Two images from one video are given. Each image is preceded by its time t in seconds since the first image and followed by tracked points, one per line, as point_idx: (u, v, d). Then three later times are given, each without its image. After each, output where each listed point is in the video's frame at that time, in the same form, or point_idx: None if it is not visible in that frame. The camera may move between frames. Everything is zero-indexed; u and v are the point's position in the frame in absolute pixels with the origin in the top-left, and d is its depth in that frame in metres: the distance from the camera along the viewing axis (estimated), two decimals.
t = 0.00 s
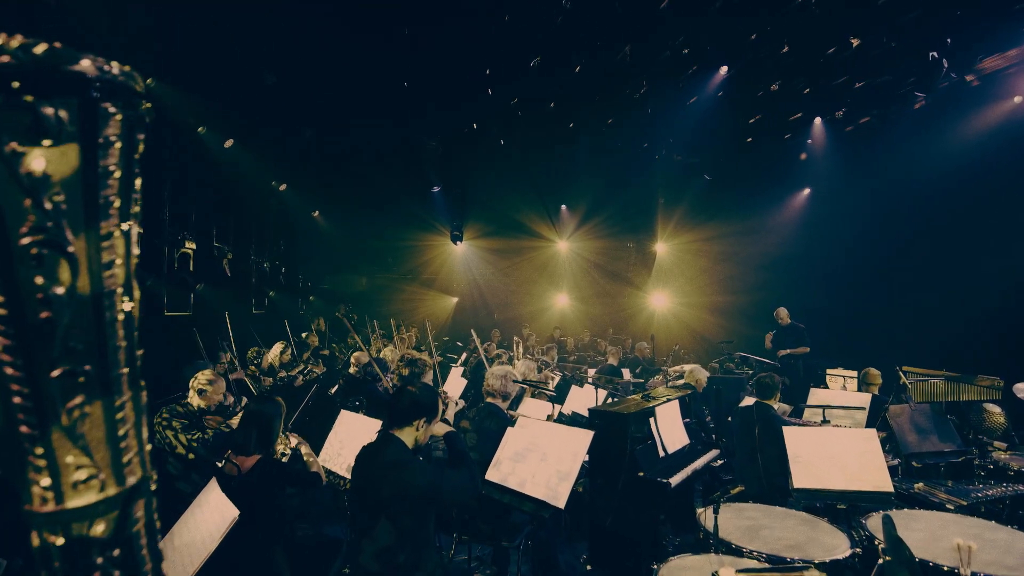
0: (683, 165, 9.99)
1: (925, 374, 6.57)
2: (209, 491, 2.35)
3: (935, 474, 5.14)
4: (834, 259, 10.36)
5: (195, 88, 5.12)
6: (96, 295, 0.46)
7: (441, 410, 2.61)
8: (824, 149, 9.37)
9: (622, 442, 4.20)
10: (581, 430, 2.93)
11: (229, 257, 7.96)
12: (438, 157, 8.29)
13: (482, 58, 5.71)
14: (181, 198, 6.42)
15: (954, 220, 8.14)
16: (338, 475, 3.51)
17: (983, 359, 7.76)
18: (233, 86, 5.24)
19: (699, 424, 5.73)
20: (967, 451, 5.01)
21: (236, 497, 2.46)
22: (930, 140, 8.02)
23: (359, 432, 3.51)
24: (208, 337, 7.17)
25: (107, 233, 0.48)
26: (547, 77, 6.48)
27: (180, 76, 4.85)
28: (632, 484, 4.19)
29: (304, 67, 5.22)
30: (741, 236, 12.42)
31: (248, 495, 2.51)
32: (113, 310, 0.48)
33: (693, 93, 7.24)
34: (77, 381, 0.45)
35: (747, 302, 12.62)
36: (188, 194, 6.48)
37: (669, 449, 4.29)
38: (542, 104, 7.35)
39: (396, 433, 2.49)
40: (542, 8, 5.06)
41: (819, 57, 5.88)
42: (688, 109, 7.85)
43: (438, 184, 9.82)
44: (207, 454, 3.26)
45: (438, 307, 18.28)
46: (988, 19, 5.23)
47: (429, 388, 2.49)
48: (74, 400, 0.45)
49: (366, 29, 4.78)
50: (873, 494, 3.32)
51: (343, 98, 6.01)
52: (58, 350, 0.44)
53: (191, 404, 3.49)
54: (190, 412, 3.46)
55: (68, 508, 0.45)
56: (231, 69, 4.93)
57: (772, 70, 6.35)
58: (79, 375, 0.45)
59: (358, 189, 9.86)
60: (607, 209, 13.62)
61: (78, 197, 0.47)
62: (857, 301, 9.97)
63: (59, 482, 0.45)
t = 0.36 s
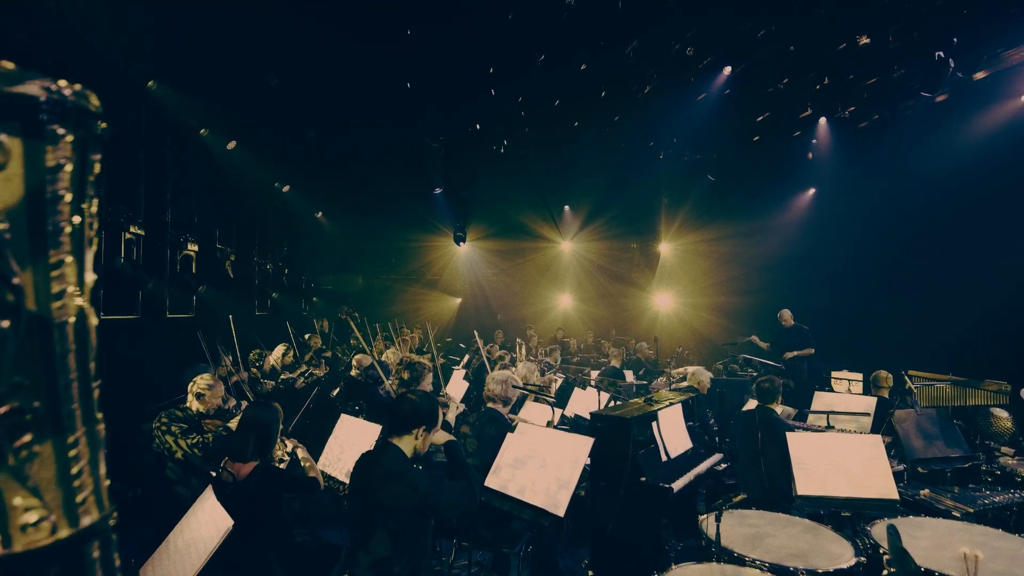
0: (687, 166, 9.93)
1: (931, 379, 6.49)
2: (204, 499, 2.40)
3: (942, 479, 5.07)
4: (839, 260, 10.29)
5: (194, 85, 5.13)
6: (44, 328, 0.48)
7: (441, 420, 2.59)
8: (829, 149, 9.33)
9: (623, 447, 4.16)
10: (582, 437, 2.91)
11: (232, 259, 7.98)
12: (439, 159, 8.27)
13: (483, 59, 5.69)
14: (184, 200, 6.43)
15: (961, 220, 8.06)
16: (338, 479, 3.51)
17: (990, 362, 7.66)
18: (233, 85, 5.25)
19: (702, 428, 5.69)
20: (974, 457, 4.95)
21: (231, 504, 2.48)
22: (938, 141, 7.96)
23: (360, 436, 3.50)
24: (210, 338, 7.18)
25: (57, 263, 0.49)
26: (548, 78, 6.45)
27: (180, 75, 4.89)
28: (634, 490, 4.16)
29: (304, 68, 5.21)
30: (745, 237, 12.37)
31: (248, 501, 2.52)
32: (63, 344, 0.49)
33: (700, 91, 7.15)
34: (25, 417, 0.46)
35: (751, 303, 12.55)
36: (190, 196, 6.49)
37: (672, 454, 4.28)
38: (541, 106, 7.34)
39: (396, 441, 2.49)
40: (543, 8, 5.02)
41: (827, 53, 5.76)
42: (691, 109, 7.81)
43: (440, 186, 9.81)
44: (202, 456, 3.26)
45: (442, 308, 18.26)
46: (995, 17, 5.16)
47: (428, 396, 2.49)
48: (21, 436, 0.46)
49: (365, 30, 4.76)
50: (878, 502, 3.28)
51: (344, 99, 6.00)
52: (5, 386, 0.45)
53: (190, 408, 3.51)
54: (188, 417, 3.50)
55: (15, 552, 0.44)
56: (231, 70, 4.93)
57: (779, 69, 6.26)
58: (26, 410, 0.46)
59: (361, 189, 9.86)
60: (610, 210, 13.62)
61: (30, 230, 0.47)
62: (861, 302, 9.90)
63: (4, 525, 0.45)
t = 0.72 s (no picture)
0: (689, 166, 9.88)
1: (936, 383, 6.42)
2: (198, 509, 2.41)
3: (947, 485, 5.01)
4: (843, 261, 10.21)
5: (193, 86, 5.13)
6: None
7: (440, 428, 2.57)
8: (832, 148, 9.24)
9: (624, 452, 4.12)
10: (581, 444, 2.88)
11: (234, 261, 7.96)
12: (440, 160, 8.25)
13: (483, 60, 5.65)
14: (185, 202, 6.43)
15: (967, 221, 7.96)
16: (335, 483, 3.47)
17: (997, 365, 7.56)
18: (234, 86, 5.24)
19: (705, 431, 5.64)
20: (980, 463, 4.88)
21: (226, 514, 2.48)
22: (944, 141, 7.86)
23: (360, 440, 3.48)
24: (211, 341, 7.15)
25: None
26: (549, 78, 6.40)
27: (179, 77, 4.87)
28: (635, 495, 4.11)
29: (305, 69, 5.20)
30: (749, 238, 12.29)
31: (246, 510, 2.50)
32: None
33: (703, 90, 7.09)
34: None
35: (755, 305, 12.48)
36: (191, 198, 6.46)
37: (672, 457, 4.27)
38: (542, 107, 7.31)
39: (395, 450, 2.48)
40: (543, 7, 4.97)
41: (831, 52, 5.70)
42: (694, 110, 7.76)
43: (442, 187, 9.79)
44: (197, 463, 3.24)
45: (445, 309, 18.24)
46: (1005, 14, 5.07)
47: (426, 404, 2.46)
48: None
49: (365, 31, 4.73)
50: (881, 510, 3.23)
51: (344, 99, 5.97)
52: None
53: (189, 414, 3.50)
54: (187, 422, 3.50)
55: None
56: (231, 71, 4.92)
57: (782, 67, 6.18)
58: None
59: (362, 190, 9.82)
60: (613, 211, 13.58)
61: None
62: (866, 304, 9.81)
63: None
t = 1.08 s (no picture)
0: (692, 167, 9.80)
1: (941, 388, 6.35)
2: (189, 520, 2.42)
3: (952, 491, 4.94)
4: (846, 262, 10.12)
5: (192, 88, 5.10)
6: None
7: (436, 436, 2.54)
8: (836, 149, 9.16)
9: (624, 457, 4.06)
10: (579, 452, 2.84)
11: (234, 263, 7.93)
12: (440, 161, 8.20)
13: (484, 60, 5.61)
14: (184, 203, 6.41)
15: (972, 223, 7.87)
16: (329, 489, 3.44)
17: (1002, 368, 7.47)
18: (233, 87, 5.22)
19: (706, 435, 5.58)
20: (985, 468, 4.82)
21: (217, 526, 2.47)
22: (949, 141, 7.77)
23: (357, 446, 3.45)
24: (210, 343, 7.12)
25: None
26: (550, 78, 6.36)
27: (178, 79, 4.86)
28: (635, 501, 4.05)
29: (305, 69, 5.16)
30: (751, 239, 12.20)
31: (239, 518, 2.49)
32: None
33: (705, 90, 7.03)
34: None
35: (758, 306, 12.38)
36: (190, 199, 6.43)
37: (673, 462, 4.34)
38: (543, 108, 7.27)
39: (389, 458, 2.46)
40: (543, 7, 4.93)
41: (835, 52, 5.63)
42: (696, 110, 7.69)
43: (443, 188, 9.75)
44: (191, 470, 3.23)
45: (446, 309, 18.21)
46: (1012, 13, 5.00)
47: (420, 412, 2.43)
48: None
49: (366, 31, 4.70)
50: (885, 518, 3.18)
51: (344, 100, 5.94)
52: None
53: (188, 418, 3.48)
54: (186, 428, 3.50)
55: None
56: (230, 72, 4.91)
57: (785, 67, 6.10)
58: None
59: (362, 190, 9.79)
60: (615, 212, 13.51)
61: None
62: (870, 306, 9.72)
63: None
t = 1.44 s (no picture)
0: (693, 169, 9.75)
1: (944, 392, 6.29)
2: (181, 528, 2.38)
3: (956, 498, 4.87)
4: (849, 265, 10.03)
5: (190, 90, 5.08)
6: None
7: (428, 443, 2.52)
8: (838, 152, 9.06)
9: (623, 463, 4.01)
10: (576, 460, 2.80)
11: (234, 264, 7.93)
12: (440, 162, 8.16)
13: (484, 60, 5.58)
14: (184, 205, 6.41)
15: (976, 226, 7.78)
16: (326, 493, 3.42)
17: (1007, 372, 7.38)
18: (232, 89, 5.20)
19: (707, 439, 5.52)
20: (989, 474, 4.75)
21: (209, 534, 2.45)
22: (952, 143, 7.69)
23: (353, 450, 3.42)
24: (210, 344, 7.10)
25: None
26: (551, 78, 6.31)
27: (177, 81, 4.83)
28: (634, 508, 4.00)
29: (305, 70, 5.14)
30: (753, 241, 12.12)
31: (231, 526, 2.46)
32: None
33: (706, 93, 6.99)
34: None
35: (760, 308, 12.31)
36: (189, 201, 6.42)
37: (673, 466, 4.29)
38: (544, 109, 7.23)
39: (381, 467, 2.44)
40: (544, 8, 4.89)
41: (838, 53, 5.59)
42: (697, 112, 7.64)
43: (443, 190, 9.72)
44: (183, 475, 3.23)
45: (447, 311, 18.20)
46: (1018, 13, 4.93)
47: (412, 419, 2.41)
48: None
49: (365, 32, 4.67)
50: (887, 526, 3.13)
51: (344, 101, 5.92)
52: None
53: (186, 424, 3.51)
54: (182, 432, 3.50)
55: None
56: (228, 73, 4.89)
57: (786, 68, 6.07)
58: None
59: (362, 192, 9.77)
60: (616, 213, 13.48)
61: None
62: (873, 309, 9.64)
63: None
